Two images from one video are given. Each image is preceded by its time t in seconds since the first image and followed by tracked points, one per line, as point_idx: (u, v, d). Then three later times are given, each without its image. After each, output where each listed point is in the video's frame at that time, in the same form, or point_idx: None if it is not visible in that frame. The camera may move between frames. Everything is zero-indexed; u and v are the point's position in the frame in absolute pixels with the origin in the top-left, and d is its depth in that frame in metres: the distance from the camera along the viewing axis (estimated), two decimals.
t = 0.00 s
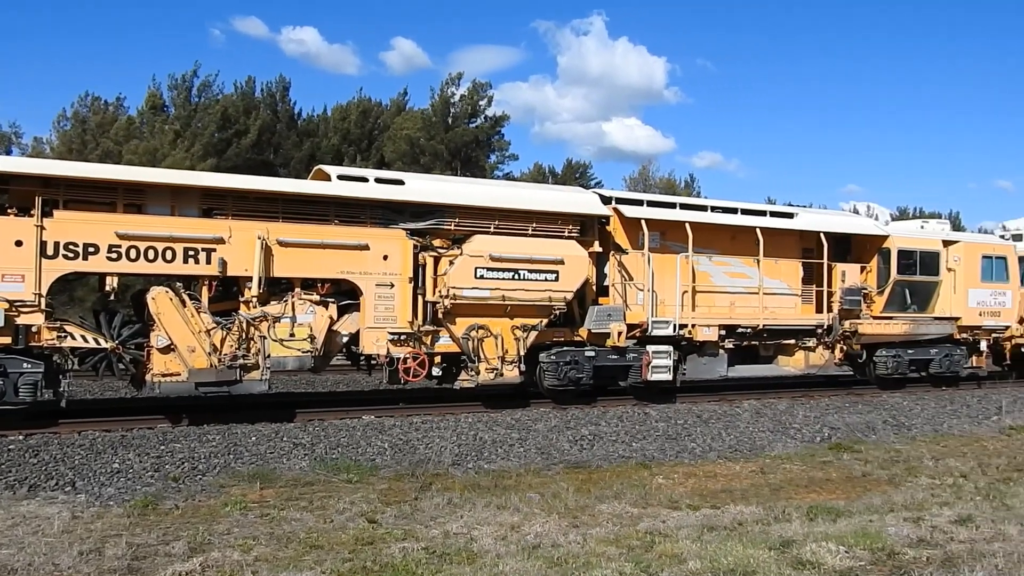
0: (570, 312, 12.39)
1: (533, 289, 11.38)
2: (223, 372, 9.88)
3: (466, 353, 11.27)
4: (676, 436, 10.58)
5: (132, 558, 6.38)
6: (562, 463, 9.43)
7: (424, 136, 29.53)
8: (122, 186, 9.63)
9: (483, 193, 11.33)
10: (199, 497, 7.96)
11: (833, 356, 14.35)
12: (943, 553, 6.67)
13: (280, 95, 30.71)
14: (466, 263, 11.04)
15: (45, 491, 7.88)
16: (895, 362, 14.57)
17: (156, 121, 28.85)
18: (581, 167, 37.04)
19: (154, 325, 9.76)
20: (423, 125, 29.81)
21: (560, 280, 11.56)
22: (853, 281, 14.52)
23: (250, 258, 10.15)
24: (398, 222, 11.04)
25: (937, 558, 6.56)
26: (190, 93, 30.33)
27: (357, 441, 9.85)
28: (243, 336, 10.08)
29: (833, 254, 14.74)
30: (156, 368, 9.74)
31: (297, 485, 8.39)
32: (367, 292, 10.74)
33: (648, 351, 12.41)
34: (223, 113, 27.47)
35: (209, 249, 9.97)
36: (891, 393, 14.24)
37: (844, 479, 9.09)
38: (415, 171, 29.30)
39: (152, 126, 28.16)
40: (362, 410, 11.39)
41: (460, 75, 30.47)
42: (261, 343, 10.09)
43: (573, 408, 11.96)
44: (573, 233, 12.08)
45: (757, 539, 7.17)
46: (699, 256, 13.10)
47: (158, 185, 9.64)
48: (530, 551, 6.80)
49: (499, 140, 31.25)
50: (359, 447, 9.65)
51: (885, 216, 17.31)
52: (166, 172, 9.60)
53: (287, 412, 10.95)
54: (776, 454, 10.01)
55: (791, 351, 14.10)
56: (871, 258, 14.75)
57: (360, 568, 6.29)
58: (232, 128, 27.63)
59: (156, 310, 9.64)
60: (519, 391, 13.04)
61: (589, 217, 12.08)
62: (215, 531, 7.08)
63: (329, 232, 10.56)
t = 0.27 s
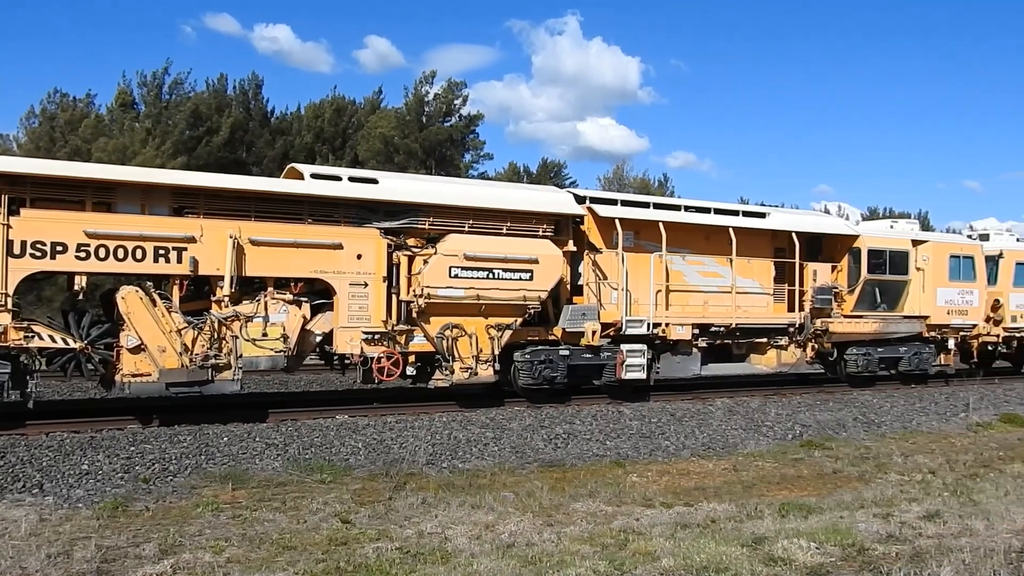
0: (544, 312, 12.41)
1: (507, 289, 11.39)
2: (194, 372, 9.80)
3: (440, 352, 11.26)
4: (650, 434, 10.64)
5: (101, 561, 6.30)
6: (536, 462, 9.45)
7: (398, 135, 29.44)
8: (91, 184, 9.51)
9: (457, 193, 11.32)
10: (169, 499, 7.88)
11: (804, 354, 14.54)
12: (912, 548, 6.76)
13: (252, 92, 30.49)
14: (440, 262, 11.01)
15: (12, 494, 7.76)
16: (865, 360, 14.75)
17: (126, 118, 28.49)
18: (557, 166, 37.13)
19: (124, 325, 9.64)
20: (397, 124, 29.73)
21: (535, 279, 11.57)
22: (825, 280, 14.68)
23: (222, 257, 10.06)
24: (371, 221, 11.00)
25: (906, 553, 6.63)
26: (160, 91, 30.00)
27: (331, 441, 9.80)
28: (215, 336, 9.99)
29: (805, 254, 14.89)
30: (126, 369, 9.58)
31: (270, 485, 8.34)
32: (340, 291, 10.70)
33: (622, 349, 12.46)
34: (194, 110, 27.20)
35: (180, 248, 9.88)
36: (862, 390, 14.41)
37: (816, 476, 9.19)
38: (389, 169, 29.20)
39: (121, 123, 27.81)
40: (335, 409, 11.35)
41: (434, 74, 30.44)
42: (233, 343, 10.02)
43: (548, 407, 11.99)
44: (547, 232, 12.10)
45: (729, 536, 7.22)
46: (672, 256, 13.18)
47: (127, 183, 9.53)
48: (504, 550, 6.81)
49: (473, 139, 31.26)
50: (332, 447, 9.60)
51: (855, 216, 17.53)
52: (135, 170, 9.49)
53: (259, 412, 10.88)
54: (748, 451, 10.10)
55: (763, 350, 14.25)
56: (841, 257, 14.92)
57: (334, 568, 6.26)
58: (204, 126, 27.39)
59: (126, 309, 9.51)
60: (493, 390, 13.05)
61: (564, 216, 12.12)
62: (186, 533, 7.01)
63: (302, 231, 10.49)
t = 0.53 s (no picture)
0: (519, 311, 12.42)
1: (483, 288, 11.39)
2: (166, 371, 9.73)
3: (415, 351, 11.24)
4: (624, 433, 10.69)
5: (69, 562, 6.22)
6: (511, 461, 9.46)
7: (374, 133, 29.33)
8: (60, 180, 9.38)
9: (432, 191, 11.30)
10: (140, 499, 7.79)
11: (777, 353, 14.66)
12: (881, 545, 6.83)
13: (226, 89, 30.24)
14: (415, 260, 10.99)
15: None
16: (837, 360, 14.84)
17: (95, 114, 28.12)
18: (533, 165, 37.18)
19: (94, 323, 9.53)
20: (373, 122, 29.63)
21: (510, 278, 11.58)
22: (798, 280, 14.81)
23: (194, 255, 9.98)
24: (346, 220, 10.94)
25: (875, 549, 6.70)
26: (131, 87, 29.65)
27: (304, 440, 9.75)
28: (187, 334, 9.91)
29: (778, 254, 15.03)
30: (96, 368, 9.49)
31: (242, 485, 8.28)
32: (314, 289, 10.64)
33: (597, 348, 12.51)
34: (166, 106, 26.92)
35: (151, 245, 9.77)
36: (833, 389, 14.57)
37: (787, 474, 9.28)
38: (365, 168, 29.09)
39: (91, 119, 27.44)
40: (309, 408, 11.30)
41: (409, 72, 30.38)
42: (205, 342, 9.94)
43: (522, 406, 12.00)
44: (522, 231, 12.11)
45: (702, 534, 7.27)
46: (647, 255, 13.24)
47: (98, 179, 9.41)
48: (478, 549, 6.81)
49: (449, 138, 31.26)
50: (306, 446, 9.55)
51: (828, 216, 17.71)
52: (106, 166, 9.38)
53: (232, 412, 10.79)
54: (721, 450, 10.17)
55: (737, 349, 14.33)
56: (814, 257, 15.08)
57: (307, 568, 6.23)
58: (176, 122, 27.13)
59: (95, 308, 9.41)
60: (468, 389, 13.04)
61: (539, 215, 12.13)
62: (157, 533, 6.94)
63: (276, 229, 10.43)
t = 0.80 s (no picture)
0: (495, 309, 12.39)
1: (459, 287, 11.38)
2: (138, 372, 9.63)
3: (391, 350, 11.23)
4: (601, 431, 10.73)
5: (39, 565, 6.14)
6: (488, 460, 9.46)
7: (350, 131, 29.20)
8: (30, 178, 9.25)
9: (408, 190, 11.27)
10: (112, 500, 7.71)
11: (752, 351, 14.76)
12: (854, 541, 6.90)
13: (201, 87, 29.98)
14: (392, 260, 10.96)
15: None
16: (810, 358, 14.99)
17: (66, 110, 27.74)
18: (511, 164, 37.22)
19: (65, 322, 9.42)
20: (349, 121, 29.50)
21: (487, 277, 11.58)
22: (772, 279, 14.96)
23: (167, 254, 9.89)
24: (322, 218, 10.88)
25: (848, 546, 6.76)
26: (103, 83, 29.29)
27: (279, 440, 9.69)
28: (160, 334, 9.82)
29: (753, 253, 15.17)
30: (67, 367, 9.38)
31: (217, 486, 8.22)
32: (290, 288, 10.58)
33: (574, 347, 12.57)
34: (139, 103, 26.61)
35: (124, 244, 9.67)
36: (807, 387, 14.72)
37: (762, 471, 9.37)
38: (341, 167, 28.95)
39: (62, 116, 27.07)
40: (284, 408, 11.26)
41: (385, 70, 30.28)
42: (179, 341, 9.86)
43: (499, 405, 12.01)
44: (499, 230, 12.10)
45: (678, 531, 7.31)
46: (624, 254, 13.29)
47: (68, 177, 9.29)
48: (455, 548, 6.80)
49: (426, 137, 31.21)
50: (281, 446, 9.49)
51: (803, 216, 17.88)
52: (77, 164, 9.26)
53: (206, 412, 10.70)
54: (697, 448, 10.24)
55: (712, 347, 14.44)
56: (788, 256, 15.23)
57: (282, 569, 6.20)
58: (148, 119, 26.84)
59: (66, 307, 9.29)
60: (444, 388, 13.04)
61: (516, 214, 12.14)
62: (129, 535, 6.87)
63: (251, 227, 10.35)
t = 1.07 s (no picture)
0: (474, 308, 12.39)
1: (437, 285, 11.37)
2: (112, 371, 9.54)
3: (368, 349, 11.21)
4: (578, 430, 10.76)
5: (10, 567, 6.06)
6: (466, 459, 9.46)
7: (328, 129, 29.04)
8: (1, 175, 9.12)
9: (386, 189, 11.24)
10: (85, 501, 7.63)
11: (729, 350, 14.85)
12: (829, 537, 6.97)
13: (177, 83, 29.69)
14: (369, 258, 10.93)
15: None
16: (786, 357, 15.12)
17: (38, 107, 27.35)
18: (490, 163, 37.20)
19: (37, 322, 9.31)
20: (326, 119, 29.34)
21: (465, 276, 11.58)
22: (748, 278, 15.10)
23: (142, 252, 9.80)
24: (299, 217, 10.81)
25: (823, 542, 6.82)
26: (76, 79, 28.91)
27: (256, 440, 9.63)
28: (134, 333, 9.73)
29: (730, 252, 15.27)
30: (39, 367, 9.27)
31: (192, 486, 8.16)
32: (266, 287, 10.52)
33: (552, 346, 12.59)
34: (113, 99, 26.29)
35: (97, 242, 9.57)
36: (783, 385, 14.83)
37: (739, 469, 9.43)
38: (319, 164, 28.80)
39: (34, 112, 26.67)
40: (260, 408, 11.19)
41: (363, 68, 30.15)
42: (153, 341, 9.77)
43: (477, 404, 12.01)
44: (478, 229, 12.10)
45: (655, 529, 7.35)
46: (601, 253, 13.33)
47: (41, 174, 9.17)
48: (432, 548, 6.80)
49: (404, 135, 31.13)
50: (257, 446, 9.44)
51: (779, 215, 18.02)
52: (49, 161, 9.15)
53: (181, 412, 10.61)
54: (674, 446, 10.30)
55: (690, 346, 14.49)
56: (765, 256, 15.34)
57: (258, 569, 6.16)
58: (123, 116, 26.53)
59: (38, 306, 9.20)
60: (423, 388, 13.01)
61: (494, 213, 12.14)
62: (103, 536, 6.79)
63: (227, 225, 10.28)
